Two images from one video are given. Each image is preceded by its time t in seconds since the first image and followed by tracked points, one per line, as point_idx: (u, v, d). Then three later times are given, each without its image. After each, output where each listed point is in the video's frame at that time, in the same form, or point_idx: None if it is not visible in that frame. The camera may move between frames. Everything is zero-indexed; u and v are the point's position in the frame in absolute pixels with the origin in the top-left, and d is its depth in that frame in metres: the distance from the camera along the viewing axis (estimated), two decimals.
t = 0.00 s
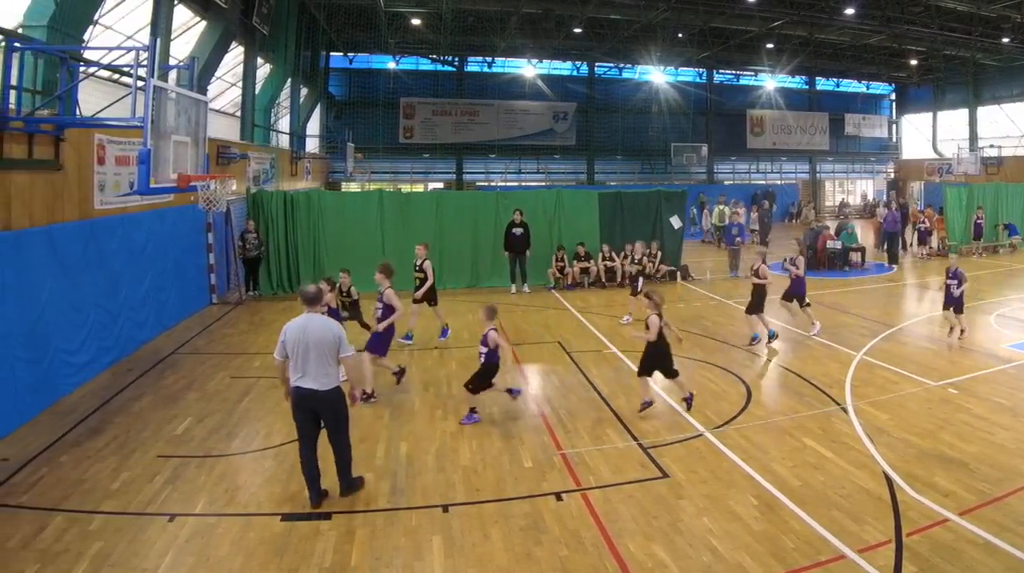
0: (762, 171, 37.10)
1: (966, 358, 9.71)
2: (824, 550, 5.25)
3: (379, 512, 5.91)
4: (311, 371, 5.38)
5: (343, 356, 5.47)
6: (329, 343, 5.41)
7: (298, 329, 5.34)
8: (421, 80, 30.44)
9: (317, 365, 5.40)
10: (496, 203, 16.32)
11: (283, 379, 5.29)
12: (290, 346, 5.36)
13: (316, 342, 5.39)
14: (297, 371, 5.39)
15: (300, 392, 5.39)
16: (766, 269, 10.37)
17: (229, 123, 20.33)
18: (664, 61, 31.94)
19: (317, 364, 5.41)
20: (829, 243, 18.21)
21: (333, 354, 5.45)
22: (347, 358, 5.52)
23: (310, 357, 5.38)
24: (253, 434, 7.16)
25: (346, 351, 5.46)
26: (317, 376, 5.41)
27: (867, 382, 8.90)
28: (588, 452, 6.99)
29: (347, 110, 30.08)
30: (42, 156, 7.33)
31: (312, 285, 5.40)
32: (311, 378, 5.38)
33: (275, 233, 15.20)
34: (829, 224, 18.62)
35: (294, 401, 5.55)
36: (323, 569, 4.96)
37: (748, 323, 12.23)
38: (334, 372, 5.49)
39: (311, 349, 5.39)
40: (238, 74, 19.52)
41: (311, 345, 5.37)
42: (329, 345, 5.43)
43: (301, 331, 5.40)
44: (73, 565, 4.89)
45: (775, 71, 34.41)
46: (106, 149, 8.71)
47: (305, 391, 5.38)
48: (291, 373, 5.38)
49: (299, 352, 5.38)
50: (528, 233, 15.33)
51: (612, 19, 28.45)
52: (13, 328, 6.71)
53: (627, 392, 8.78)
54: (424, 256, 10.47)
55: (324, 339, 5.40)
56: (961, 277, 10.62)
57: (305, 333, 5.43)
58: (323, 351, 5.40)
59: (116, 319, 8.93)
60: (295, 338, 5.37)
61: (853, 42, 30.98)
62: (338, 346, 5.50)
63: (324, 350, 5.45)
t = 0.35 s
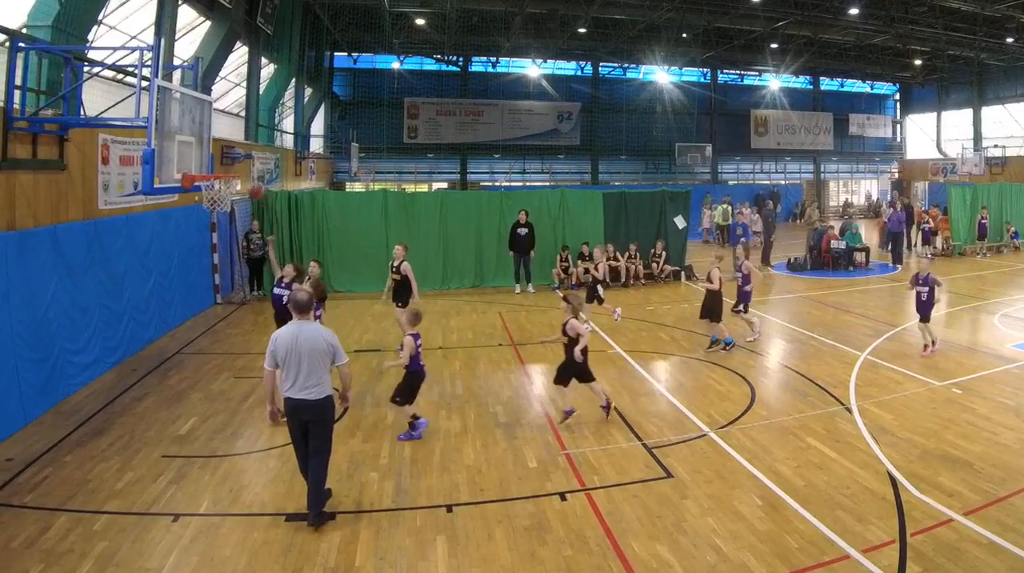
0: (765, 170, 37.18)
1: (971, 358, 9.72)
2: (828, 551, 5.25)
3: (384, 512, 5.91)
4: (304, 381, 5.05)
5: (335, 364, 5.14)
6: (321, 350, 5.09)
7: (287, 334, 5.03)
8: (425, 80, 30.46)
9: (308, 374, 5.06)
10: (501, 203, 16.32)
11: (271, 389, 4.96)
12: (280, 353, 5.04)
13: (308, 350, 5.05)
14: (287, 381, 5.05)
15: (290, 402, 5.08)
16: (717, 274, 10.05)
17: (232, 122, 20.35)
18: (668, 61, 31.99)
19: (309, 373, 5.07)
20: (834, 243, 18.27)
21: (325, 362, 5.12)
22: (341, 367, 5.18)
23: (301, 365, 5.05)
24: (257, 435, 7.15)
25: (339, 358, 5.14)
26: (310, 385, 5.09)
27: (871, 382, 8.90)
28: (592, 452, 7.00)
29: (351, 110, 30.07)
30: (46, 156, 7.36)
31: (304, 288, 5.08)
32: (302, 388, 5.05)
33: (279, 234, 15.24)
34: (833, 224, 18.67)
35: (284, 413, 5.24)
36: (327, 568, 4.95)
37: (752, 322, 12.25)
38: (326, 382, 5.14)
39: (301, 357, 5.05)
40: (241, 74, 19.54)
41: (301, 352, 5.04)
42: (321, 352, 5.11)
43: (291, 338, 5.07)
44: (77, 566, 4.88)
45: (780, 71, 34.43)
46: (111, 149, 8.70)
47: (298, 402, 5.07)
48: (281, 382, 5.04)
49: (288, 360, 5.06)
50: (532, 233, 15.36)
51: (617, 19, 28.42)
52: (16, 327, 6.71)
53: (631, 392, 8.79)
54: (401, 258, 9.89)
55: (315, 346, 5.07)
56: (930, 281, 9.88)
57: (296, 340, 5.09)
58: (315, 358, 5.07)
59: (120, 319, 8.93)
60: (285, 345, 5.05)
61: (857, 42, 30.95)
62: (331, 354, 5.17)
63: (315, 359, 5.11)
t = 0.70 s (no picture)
0: (765, 170, 37.19)
1: (971, 358, 9.72)
2: (828, 551, 5.25)
3: (384, 511, 5.91)
4: (292, 391, 5.00)
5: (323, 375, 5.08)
6: (310, 359, 5.02)
7: (278, 341, 4.96)
8: (425, 80, 30.46)
9: (296, 384, 5.00)
10: (501, 203, 16.32)
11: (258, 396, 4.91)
12: (269, 360, 4.97)
13: (298, 359, 4.99)
14: (274, 389, 4.99)
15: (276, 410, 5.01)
16: (679, 274, 9.91)
17: (232, 122, 20.35)
18: (668, 61, 32.03)
19: (296, 383, 5.01)
20: (834, 242, 18.28)
21: (314, 373, 5.06)
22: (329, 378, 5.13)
23: (289, 374, 4.98)
24: (257, 435, 7.15)
25: (328, 370, 5.07)
26: (297, 395, 5.04)
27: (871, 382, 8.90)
28: (592, 452, 7.00)
29: (351, 110, 30.06)
30: (46, 156, 7.35)
31: (298, 296, 5.00)
32: (289, 397, 4.99)
33: (280, 234, 15.33)
34: (833, 224, 18.68)
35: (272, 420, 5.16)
36: (327, 569, 4.95)
37: (752, 323, 12.25)
38: (313, 392, 5.09)
39: (290, 366, 4.98)
40: (241, 74, 19.53)
41: (291, 360, 4.97)
42: (311, 362, 5.04)
43: (281, 345, 5.00)
44: (76, 565, 4.88)
45: (780, 70, 34.41)
46: (111, 149, 8.69)
47: (286, 413, 5.03)
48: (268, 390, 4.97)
49: (277, 367, 4.98)
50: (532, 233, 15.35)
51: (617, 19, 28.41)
52: (16, 328, 6.71)
53: (631, 392, 8.79)
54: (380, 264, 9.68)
55: (305, 355, 5.00)
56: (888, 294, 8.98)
57: (286, 348, 5.01)
58: (304, 368, 5.01)
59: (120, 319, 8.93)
60: (274, 352, 4.97)
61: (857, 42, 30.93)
62: (320, 365, 5.10)
63: (304, 368, 5.05)
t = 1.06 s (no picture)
0: (765, 170, 37.24)
1: (971, 358, 9.73)
2: (828, 551, 5.25)
3: (384, 511, 5.91)
4: (271, 404, 4.64)
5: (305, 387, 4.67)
6: (289, 372, 4.64)
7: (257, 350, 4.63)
8: (425, 80, 30.47)
9: (275, 397, 4.65)
10: (501, 203, 16.31)
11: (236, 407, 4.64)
12: (247, 371, 4.65)
13: (275, 370, 4.63)
14: (253, 401, 4.67)
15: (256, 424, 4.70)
16: (649, 280, 9.42)
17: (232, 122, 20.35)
18: (668, 61, 32.04)
19: (276, 396, 4.66)
20: (833, 242, 18.28)
21: (295, 385, 4.67)
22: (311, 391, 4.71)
23: (268, 387, 4.63)
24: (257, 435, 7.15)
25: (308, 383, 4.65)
26: (277, 409, 4.69)
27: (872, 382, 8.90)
28: (592, 452, 7.00)
29: (351, 110, 30.06)
30: (46, 156, 7.36)
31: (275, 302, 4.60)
32: (268, 411, 4.66)
33: (280, 234, 15.40)
34: (833, 224, 18.70)
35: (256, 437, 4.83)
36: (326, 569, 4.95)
37: (753, 323, 12.25)
38: (295, 405, 4.71)
39: (268, 378, 4.63)
40: (241, 74, 19.53)
41: (268, 371, 4.62)
42: (291, 374, 4.65)
43: (261, 355, 4.66)
44: (76, 565, 4.88)
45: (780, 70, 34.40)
46: (110, 149, 8.70)
47: (266, 427, 4.68)
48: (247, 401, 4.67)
49: (255, 379, 4.65)
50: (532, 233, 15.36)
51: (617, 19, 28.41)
52: (16, 328, 6.72)
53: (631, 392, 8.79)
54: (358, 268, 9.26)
55: (283, 367, 4.62)
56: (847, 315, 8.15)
57: (265, 359, 4.66)
58: (283, 380, 4.64)
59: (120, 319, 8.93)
60: (253, 362, 4.65)
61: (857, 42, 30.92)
62: (302, 378, 4.69)
63: (285, 381, 4.67)
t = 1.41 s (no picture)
0: (766, 171, 36.73)
1: (971, 357, 9.73)
2: (828, 551, 5.25)
3: (385, 511, 5.91)
4: (256, 413, 4.53)
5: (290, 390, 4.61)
6: (271, 378, 4.54)
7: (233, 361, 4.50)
8: (426, 80, 30.49)
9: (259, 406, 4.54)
10: (500, 203, 16.32)
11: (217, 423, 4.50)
12: (225, 385, 4.51)
13: (256, 378, 4.52)
14: (236, 413, 4.55)
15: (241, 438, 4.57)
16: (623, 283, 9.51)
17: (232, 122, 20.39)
18: (668, 61, 32.05)
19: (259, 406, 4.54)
20: (834, 243, 18.27)
21: (278, 389, 4.58)
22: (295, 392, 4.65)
23: (250, 397, 4.51)
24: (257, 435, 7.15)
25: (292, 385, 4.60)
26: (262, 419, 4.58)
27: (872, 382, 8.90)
28: (592, 452, 7.00)
29: (351, 110, 30.07)
30: (47, 156, 7.37)
31: (245, 309, 4.47)
32: (253, 422, 4.54)
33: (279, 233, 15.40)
34: (833, 224, 18.71)
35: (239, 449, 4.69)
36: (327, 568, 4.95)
37: (752, 323, 12.25)
38: (280, 411, 4.61)
39: (249, 388, 4.52)
40: (241, 74, 19.54)
41: (249, 380, 4.51)
42: (272, 380, 4.55)
43: (237, 366, 4.53)
44: (76, 565, 4.88)
45: (780, 71, 34.38)
46: (111, 149, 8.73)
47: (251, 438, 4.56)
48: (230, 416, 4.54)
49: (235, 392, 4.52)
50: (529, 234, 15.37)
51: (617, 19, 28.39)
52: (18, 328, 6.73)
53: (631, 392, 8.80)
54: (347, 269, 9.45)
55: (263, 374, 4.52)
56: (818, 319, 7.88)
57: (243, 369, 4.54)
58: (266, 386, 4.54)
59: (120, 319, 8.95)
60: (230, 375, 4.51)
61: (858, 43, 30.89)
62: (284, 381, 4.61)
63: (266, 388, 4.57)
